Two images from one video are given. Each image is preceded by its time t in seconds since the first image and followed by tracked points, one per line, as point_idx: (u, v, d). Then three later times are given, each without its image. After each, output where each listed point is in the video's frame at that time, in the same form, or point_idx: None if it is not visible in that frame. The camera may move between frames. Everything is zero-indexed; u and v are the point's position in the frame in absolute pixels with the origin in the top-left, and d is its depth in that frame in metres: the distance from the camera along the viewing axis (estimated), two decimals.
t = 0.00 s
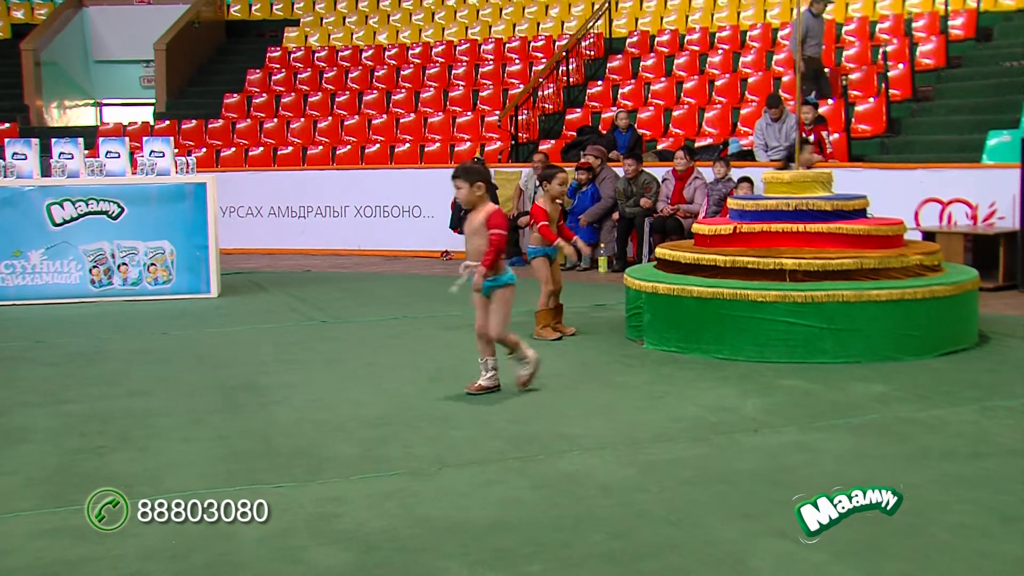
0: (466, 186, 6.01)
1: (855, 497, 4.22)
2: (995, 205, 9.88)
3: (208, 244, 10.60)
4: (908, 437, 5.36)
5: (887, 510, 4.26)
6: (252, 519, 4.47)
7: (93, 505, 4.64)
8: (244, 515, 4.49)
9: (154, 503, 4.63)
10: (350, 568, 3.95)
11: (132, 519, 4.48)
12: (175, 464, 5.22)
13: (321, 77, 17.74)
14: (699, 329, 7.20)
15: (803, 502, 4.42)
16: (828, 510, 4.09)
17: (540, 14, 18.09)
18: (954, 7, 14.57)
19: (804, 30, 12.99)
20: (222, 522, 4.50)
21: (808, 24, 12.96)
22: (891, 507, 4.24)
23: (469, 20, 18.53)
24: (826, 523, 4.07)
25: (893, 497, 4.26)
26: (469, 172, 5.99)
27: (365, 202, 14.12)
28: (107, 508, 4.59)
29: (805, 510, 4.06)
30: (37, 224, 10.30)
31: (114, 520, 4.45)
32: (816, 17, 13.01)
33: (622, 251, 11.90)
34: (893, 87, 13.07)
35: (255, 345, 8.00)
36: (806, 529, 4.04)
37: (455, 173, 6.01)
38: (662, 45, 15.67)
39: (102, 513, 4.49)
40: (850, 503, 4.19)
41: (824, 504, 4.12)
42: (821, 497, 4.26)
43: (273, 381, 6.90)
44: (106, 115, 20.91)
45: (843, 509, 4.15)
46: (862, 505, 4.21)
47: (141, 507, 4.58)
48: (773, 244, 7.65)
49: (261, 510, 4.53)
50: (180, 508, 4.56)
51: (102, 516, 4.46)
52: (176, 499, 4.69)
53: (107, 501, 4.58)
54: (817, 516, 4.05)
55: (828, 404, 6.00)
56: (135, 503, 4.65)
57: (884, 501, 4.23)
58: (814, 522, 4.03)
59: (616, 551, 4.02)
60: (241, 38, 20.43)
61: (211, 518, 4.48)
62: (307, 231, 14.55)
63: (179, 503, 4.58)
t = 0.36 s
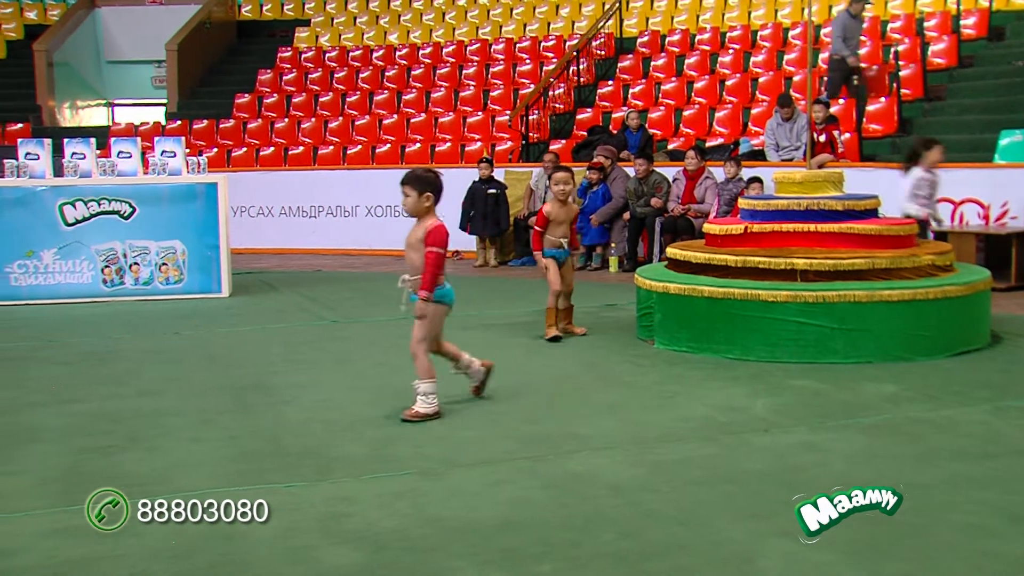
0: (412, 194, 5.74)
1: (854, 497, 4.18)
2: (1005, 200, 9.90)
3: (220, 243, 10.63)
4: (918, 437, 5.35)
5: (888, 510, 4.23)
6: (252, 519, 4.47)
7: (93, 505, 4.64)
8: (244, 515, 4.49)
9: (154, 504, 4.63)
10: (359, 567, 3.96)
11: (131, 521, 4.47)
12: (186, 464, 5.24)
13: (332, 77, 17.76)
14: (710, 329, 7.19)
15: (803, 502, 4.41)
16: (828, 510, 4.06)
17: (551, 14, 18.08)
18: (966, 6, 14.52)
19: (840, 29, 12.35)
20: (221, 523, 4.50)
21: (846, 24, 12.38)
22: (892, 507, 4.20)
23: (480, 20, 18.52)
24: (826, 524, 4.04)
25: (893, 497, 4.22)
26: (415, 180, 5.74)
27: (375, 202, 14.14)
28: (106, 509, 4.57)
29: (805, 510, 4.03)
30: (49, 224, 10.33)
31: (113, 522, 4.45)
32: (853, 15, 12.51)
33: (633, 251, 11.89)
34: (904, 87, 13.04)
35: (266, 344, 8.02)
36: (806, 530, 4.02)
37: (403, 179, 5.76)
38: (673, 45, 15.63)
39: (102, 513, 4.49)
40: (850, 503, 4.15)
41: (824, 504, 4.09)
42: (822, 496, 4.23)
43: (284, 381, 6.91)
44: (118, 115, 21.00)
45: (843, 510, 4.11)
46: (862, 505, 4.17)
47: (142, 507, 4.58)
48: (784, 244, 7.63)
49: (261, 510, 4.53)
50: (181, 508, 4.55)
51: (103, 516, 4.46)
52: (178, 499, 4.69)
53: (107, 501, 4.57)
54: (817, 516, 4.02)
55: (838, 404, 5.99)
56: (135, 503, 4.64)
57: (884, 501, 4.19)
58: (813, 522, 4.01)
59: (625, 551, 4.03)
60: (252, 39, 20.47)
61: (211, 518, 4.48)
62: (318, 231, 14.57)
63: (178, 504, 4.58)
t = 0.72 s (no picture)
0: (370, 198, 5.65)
1: (855, 497, 4.10)
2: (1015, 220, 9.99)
3: (259, 240, 10.67)
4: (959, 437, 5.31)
5: (889, 509, 4.16)
6: (252, 519, 4.44)
7: (89, 504, 4.60)
8: (244, 515, 4.47)
9: (154, 503, 4.60)
10: (399, 564, 3.98)
11: (129, 522, 4.44)
12: (227, 460, 5.29)
13: (370, 75, 17.83)
14: (748, 328, 7.17)
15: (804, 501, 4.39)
16: (828, 510, 4.00)
17: (589, 11, 18.07)
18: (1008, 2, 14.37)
19: (908, 22, 12.43)
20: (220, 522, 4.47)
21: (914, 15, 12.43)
22: (891, 506, 4.12)
23: (517, 18, 18.53)
24: (826, 523, 3.99)
25: (894, 496, 4.15)
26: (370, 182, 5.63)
27: (412, 199, 14.19)
28: (106, 509, 4.53)
29: (804, 510, 3.99)
30: (92, 221, 10.45)
31: (112, 523, 4.42)
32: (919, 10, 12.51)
33: (670, 249, 11.86)
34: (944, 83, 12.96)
35: (305, 341, 8.07)
36: (806, 530, 3.97)
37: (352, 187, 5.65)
38: (711, 43, 15.52)
39: (102, 513, 4.46)
40: (851, 502, 4.06)
41: (824, 504, 4.02)
42: (823, 494, 4.16)
43: (322, 378, 6.96)
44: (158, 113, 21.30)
45: (843, 509, 4.04)
46: (861, 504, 4.09)
47: (141, 507, 4.55)
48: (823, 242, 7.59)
49: (261, 510, 4.50)
50: (180, 508, 4.52)
51: (102, 516, 4.44)
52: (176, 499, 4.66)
53: (106, 501, 4.52)
54: (817, 516, 3.98)
55: (878, 404, 5.96)
56: (134, 503, 4.60)
57: (884, 501, 4.11)
58: (813, 522, 3.97)
59: (664, 550, 4.03)
60: (290, 37, 20.59)
61: (210, 518, 4.45)
62: (356, 228, 14.65)
63: (178, 504, 4.54)
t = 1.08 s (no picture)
0: (330, 191, 5.52)
1: (854, 497, 4.15)
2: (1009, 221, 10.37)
3: (313, 239, 10.71)
4: (1018, 441, 5.24)
5: (888, 510, 4.22)
6: (252, 519, 4.46)
7: (92, 505, 4.59)
8: (244, 515, 4.48)
9: (154, 503, 4.61)
10: (453, 562, 4.00)
11: (128, 522, 4.45)
12: (282, 456, 5.35)
13: (424, 74, 17.92)
14: (803, 328, 7.12)
15: (802, 502, 4.43)
16: (828, 511, 4.05)
17: (642, 10, 18.04)
18: None
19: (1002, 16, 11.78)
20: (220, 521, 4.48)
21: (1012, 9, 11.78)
22: (890, 506, 4.18)
23: (570, 18, 18.54)
24: (825, 524, 4.03)
25: (893, 497, 4.21)
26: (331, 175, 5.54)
27: (466, 198, 14.24)
28: (106, 509, 4.54)
29: (804, 510, 4.03)
30: (151, 219, 10.61)
31: (112, 522, 4.43)
32: None
33: (724, 249, 11.79)
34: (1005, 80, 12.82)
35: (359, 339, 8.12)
36: (806, 530, 4.00)
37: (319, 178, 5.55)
38: (765, 41, 15.46)
39: (102, 513, 4.47)
40: (851, 502, 4.11)
41: (824, 504, 4.07)
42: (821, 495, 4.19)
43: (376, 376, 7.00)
44: (214, 113, 21.52)
45: (843, 510, 4.08)
46: (862, 504, 4.14)
47: (141, 507, 4.56)
48: (879, 243, 7.52)
49: (261, 510, 4.51)
50: (180, 508, 4.53)
51: (102, 516, 4.45)
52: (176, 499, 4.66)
53: (106, 501, 4.53)
54: (817, 516, 4.02)
55: (936, 406, 5.89)
56: (134, 503, 4.61)
57: (884, 501, 4.17)
58: (814, 522, 4.01)
59: (718, 550, 4.01)
60: (344, 38, 20.75)
61: (211, 518, 4.47)
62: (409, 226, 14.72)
63: (178, 504, 4.56)
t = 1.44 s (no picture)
0: (288, 188, 5.39)
1: (854, 498, 4.30)
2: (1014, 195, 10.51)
3: (369, 238, 10.78)
4: None
5: (887, 510, 4.34)
6: (252, 519, 4.48)
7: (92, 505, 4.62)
8: (244, 515, 4.50)
9: (153, 503, 4.63)
10: (510, 560, 4.02)
11: (126, 521, 4.48)
12: (339, 453, 5.40)
13: (478, 74, 17.98)
14: (860, 330, 7.05)
15: (803, 501, 4.50)
16: (828, 510, 4.18)
17: (697, 10, 17.97)
18: None
19: None
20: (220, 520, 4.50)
21: None
22: (891, 507, 4.32)
23: (625, 18, 18.52)
24: (826, 524, 4.15)
25: (893, 497, 4.34)
26: (291, 171, 5.38)
27: (521, 198, 14.27)
28: (106, 509, 4.57)
29: (805, 511, 4.15)
30: (209, 218, 10.73)
31: (112, 522, 4.46)
32: None
33: (779, 250, 11.70)
34: None
35: (414, 338, 8.17)
36: (807, 529, 4.12)
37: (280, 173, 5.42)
38: (821, 41, 15.35)
39: (102, 513, 4.50)
40: (850, 503, 4.27)
41: (824, 505, 4.20)
42: (822, 496, 4.34)
43: (432, 375, 7.04)
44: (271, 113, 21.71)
45: (843, 510, 4.23)
46: (862, 504, 4.29)
47: (141, 507, 4.58)
48: (939, 244, 7.44)
49: (261, 510, 4.53)
50: (181, 508, 4.56)
51: (103, 516, 4.48)
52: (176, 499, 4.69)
53: (106, 501, 4.56)
54: (817, 516, 4.14)
55: (996, 410, 5.82)
56: (135, 504, 4.64)
57: (884, 501, 4.31)
58: (814, 522, 4.12)
59: (775, 553, 4.00)
60: (399, 38, 20.86)
61: (210, 518, 4.49)
62: (464, 226, 14.76)
63: (178, 504, 4.58)
